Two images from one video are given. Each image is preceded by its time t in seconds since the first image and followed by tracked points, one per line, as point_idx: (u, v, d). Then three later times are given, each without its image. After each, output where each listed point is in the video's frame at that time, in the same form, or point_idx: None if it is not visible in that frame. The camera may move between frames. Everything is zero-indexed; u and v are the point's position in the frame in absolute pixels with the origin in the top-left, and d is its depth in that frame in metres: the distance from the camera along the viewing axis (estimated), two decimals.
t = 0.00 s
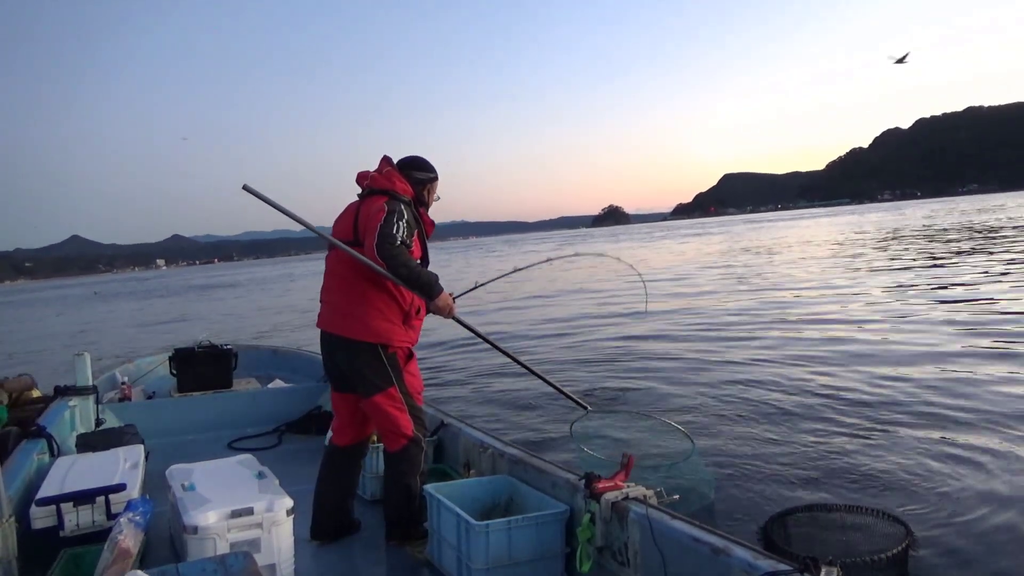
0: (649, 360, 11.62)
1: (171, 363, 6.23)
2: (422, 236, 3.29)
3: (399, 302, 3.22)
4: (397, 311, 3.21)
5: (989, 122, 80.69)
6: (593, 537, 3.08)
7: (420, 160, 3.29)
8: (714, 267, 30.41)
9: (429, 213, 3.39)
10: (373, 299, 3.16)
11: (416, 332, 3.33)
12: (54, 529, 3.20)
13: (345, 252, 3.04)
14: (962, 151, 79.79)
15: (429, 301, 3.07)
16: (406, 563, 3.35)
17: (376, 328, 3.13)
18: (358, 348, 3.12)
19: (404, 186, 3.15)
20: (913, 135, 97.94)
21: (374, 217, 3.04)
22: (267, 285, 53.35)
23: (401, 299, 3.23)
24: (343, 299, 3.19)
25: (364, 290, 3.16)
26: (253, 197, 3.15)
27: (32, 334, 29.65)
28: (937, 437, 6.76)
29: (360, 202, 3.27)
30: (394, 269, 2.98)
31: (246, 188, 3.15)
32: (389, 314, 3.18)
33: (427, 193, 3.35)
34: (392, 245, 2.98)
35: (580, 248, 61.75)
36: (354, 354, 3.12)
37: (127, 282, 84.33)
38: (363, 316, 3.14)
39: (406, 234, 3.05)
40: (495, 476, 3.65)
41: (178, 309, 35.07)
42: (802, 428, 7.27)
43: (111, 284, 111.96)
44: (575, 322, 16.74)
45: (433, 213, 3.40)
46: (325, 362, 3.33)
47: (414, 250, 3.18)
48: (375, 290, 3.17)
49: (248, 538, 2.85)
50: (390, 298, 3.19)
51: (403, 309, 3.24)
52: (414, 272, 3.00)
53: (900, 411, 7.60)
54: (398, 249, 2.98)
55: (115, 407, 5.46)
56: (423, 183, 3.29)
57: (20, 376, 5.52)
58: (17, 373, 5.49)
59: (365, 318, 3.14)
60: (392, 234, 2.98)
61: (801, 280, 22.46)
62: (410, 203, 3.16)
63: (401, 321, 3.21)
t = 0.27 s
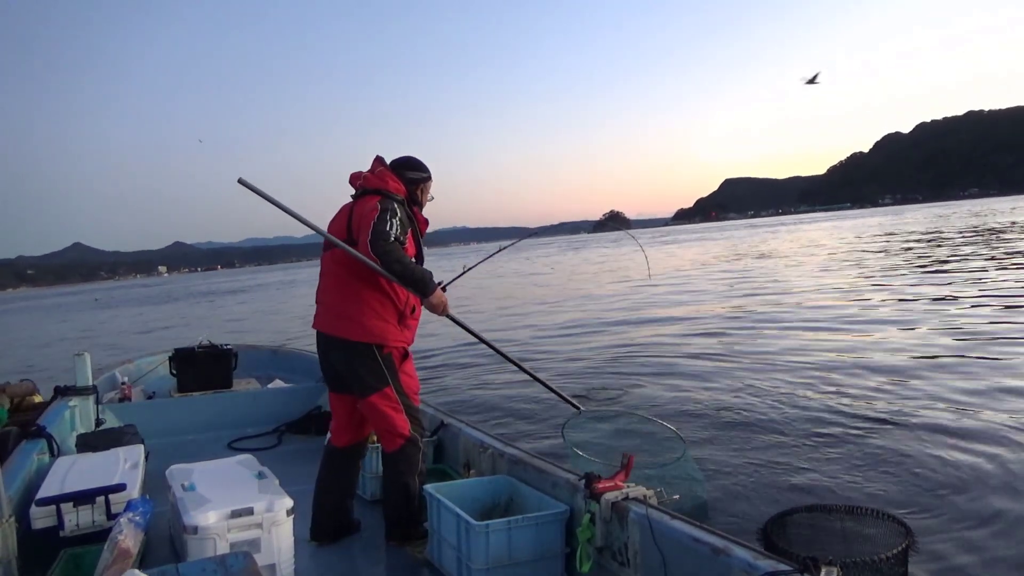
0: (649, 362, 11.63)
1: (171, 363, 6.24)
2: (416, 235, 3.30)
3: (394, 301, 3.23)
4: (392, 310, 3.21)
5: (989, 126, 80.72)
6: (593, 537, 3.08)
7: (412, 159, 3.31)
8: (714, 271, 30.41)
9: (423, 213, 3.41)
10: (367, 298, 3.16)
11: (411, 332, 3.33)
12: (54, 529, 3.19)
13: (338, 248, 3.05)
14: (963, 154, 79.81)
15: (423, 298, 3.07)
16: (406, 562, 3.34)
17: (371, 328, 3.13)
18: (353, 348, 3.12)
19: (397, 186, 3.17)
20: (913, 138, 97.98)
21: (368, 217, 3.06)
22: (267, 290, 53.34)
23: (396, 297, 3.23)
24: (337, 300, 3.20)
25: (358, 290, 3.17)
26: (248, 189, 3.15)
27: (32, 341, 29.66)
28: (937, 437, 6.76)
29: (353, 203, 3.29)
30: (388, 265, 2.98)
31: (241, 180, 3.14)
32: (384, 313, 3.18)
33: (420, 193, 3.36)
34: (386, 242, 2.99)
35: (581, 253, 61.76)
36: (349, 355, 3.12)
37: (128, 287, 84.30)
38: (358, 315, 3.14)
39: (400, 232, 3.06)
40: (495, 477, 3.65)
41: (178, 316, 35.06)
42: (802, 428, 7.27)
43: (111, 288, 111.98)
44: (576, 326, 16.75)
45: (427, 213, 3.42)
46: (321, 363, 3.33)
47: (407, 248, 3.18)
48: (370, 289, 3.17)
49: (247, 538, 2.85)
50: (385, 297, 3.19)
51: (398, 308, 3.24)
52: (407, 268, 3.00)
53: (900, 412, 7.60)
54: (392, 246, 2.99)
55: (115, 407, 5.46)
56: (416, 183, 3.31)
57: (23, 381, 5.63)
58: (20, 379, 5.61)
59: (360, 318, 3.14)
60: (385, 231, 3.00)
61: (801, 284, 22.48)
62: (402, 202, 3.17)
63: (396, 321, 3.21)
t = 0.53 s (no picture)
0: (650, 362, 11.64)
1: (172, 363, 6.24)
2: (404, 231, 3.29)
3: (383, 297, 3.21)
4: (382, 307, 3.20)
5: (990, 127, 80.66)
6: (593, 537, 3.08)
7: (396, 160, 3.32)
8: (715, 273, 30.40)
9: (410, 212, 3.41)
10: (356, 295, 3.15)
11: (403, 330, 3.30)
12: (54, 529, 3.19)
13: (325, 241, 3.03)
14: (964, 156, 79.76)
15: (413, 289, 2.98)
16: (406, 562, 3.35)
17: (361, 325, 3.11)
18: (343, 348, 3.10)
19: (379, 182, 3.18)
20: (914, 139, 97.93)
21: (352, 213, 3.06)
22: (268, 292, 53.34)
23: (385, 293, 3.21)
24: (326, 300, 3.19)
25: (346, 288, 3.16)
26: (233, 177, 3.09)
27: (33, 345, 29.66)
28: (937, 437, 6.77)
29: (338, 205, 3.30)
30: (373, 255, 2.94)
31: (227, 166, 3.07)
32: (374, 310, 3.16)
33: (405, 192, 3.36)
34: (371, 232, 2.97)
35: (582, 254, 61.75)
36: (340, 355, 3.11)
37: (128, 290, 84.29)
38: (347, 313, 3.13)
39: (385, 224, 3.05)
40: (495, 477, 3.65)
41: (179, 320, 35.06)
42: (802, 428, 7.27)
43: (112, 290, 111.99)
44: (577, 328, 16.75)
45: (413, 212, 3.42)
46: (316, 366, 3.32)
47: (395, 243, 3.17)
48: (359, 287, 3.16)
49: (248, 538, 2.85)
50: (374, 295, 3.17)
51: (387, 304, 3.23)
52: (395, 257, 2.96)
53: (900, 412, 7.61)
54: (378, 236, 2.96)
55: (115, 407, 5.46)
56: (401, 182, 3.32)
57: (25, 388, 5.64)
58: (22, 387, 5.62)
59: (349, 316, 3.12)
60: (371, 223, 2.99)
61: (801, 285, 22.49)
62: (387, 199, 3.18)
63: (387, 319, 3.19)
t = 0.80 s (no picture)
0: (649, 362, 11.65)
1: (172, 363, 6.24)
2: (380, 231, 3.28)
3: (363, 296, 3.20)
4: (362, 307, 3.19)
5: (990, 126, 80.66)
6: (593, 537, 3.08)
7: (370, 160, 3.31)
8: (716, 272, 30.40)
9: (387, 212, 3.41)
10: (335, 296, 3.14)
11: (386, 329, 3.30)
12: (54, 529, 3.19)
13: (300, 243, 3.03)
14: (964, 155, 79.76)
15: (386, 283, 2.99)
16: (407, 561, 3.35)
17: (341, 327, 3.10)
18: (325, 350, 3.10)
19: (353, 182, 3.17)
20: (914, 138, 97.92)
21: (327, 214, 3.06)
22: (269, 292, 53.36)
23: (365, 292, 3.20)
24: (306, 304, 3.19)
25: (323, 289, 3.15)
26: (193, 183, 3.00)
27: (35, 347, 29.67)
28: (937, 437, 6.77)
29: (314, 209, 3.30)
30: (347, 252, 2.93)
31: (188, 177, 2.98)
32: (354, 311, 3.15)
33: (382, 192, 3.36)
34: (343, 230, 2.96)
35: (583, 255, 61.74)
36: (323, 358, 3.11)
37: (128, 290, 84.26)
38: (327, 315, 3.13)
39: (358, 221, 3.04)
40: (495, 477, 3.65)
41: (180, 321, 35.06)
42: (803, 427, 7.27)
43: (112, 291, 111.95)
44: (578, 328, 16.76)
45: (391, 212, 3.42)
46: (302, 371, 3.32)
47: (371, 240, 3.16)
48: (337, 288, 3.14)
49: (248, 538, 2.85)
50: (353, 295, 3.16)
51: (368, 304, 3.21)
52: (368, 253, 2.94)
53: (900, 412, 7.61)
54: (350, 232, 2.95)
55: (115, 407, 5.46)
56: (376, 182, 3.31)
57: (25, 393, 5.63)
58: (23, 391, 5.61)
59: (329, 318, 3.12)
60: (343, 221, 2.98)
61: (802, 284, 22.50)
62: (360, 198, 3.17)
63: (368, 319, 3.18)
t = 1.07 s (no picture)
0: (650, 362, 11.64)
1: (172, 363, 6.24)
2: (358, 231, 3.25)
3: (337, 296, 3.14)
4: (337, 307, 3.14)
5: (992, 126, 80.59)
6: (593, 537, 3.08)
7: (353, 164, 3.32)
8: (717, 272, 30.38)
9: (370, 213, 3.39)
10: (308, 296, 3.11)
11: (363, 330, 3.25)
12: (54, 529, 3.19)
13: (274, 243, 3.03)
14: (966, 155, 79.68)
15: (357, 277, 2.98)
16: (407, 561, 3.34)
17: (314, 327, 3.07)
18: (299, 352, 3.08)
19: (331, 183, 3.18)
20: (915, 138, 97.84)
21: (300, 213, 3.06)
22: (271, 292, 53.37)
23: (340, 292, 3.15)
24: (282, 305, 3.18)
25: (297, 290, 3.13)
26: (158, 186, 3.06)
27: (37, 346, 29.67)
28: (937, 438, 6.77)
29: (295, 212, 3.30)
30: (316, 249, 2.91)
31: (150, 179, 3.04)
32: (328, 312, 3.11)
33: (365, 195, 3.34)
34: (313, 227, 2.95)
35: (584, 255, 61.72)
36: (297, 360, 3.09)
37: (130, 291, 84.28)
38: (300, 315, 3.10)
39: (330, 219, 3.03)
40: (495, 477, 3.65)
41: (182, 320, 35.06)
42: (803, 427, 7.27)
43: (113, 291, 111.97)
44: (579, 328, 16.76)
45: (375, 213, 3.41)
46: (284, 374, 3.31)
47: (347, 240, 3.13)
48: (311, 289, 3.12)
49: (247, 539, 2.84)
50: (328, 295, 3.12)
51: (343, 305, 3.15)
52: (337, 249, 2.92)
53: (901, 412, 7.61)
54: (318, 229, 2.94)
55: (115, 407, 5.46)
56: (357, 184, 3.29)
57: (24, 394, 5.63)
58: (21, 391, 5.60)
59: (303, 319, 3.09)
60: (313, 218, 2.97)
61: (803, 285, 22.49)
62: (338, 199, 3.16)
63: (343, 320, 3.14)
